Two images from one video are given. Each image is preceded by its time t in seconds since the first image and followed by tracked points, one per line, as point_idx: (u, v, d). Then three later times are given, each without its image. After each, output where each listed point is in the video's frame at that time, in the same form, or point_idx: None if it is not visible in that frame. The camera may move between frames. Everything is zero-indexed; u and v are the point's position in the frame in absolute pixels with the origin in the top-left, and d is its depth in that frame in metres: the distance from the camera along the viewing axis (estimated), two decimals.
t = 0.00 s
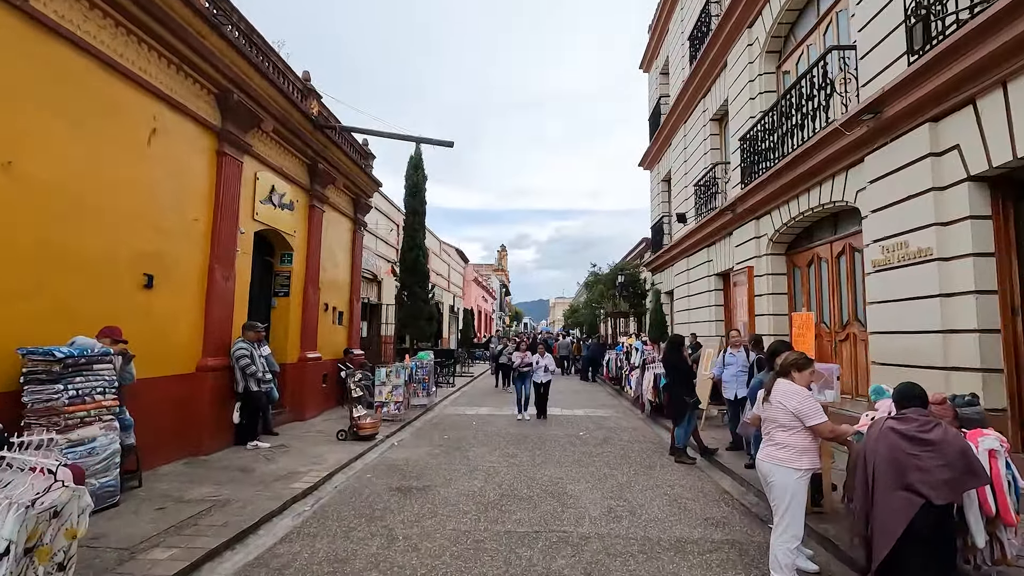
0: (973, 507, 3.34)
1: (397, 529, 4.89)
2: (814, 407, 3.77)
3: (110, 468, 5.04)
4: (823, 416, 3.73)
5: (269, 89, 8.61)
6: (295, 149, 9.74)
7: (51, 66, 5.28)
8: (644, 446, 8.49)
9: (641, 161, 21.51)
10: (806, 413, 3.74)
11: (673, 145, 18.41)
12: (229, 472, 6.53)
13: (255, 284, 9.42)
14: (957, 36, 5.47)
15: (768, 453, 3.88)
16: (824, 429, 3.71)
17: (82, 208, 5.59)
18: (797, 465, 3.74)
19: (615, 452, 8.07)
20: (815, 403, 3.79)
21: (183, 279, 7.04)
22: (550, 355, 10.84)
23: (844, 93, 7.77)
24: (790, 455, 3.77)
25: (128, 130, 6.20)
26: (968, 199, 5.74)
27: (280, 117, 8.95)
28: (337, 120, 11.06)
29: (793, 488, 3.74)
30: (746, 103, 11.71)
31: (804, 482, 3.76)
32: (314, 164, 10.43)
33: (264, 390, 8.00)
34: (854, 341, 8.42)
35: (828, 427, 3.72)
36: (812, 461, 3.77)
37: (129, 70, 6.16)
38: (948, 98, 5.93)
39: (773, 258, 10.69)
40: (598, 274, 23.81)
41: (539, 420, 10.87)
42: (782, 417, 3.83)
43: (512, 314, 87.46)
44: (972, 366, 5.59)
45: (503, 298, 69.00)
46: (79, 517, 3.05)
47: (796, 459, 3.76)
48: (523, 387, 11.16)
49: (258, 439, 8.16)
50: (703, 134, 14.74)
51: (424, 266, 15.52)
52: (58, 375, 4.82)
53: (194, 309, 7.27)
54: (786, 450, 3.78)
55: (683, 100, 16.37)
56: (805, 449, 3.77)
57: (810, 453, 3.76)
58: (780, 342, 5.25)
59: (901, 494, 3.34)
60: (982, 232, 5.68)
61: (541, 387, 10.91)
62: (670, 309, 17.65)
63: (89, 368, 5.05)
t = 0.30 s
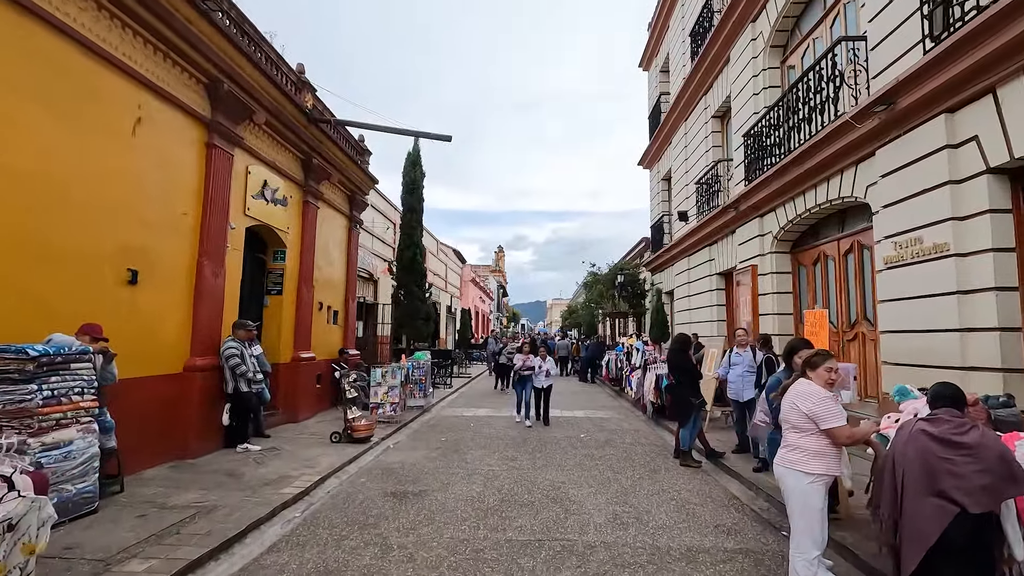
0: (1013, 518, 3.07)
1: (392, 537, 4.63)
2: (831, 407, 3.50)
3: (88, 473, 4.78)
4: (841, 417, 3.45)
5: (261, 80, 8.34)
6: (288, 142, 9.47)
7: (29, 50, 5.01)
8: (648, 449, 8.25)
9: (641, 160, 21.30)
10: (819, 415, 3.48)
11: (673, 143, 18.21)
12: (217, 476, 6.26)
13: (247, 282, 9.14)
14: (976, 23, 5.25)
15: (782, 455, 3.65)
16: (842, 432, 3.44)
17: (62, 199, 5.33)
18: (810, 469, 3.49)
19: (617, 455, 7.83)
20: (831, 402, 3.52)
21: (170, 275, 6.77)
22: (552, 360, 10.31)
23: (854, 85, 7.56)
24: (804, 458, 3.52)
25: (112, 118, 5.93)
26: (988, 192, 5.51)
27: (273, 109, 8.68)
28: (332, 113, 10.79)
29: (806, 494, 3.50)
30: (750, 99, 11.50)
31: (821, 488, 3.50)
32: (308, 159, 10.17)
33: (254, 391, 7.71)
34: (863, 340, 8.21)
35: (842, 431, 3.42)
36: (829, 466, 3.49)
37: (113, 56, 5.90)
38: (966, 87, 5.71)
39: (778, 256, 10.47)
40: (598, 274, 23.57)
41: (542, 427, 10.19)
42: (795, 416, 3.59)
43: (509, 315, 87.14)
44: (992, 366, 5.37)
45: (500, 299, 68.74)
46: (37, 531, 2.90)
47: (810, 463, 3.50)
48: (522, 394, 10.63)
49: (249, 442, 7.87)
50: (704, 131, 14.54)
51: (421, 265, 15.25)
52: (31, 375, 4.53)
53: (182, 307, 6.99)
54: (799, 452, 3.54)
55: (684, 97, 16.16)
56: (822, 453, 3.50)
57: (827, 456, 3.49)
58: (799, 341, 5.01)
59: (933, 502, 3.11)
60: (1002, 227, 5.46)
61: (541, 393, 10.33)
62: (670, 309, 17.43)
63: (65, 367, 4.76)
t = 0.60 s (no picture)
0: None
1: (383, 555, 4.35)
2: (840, 423, 3.19)
3: (59, 487, 4.47)
4: (843, 434, 3.14)
5: (250, 73, 8.03)
6: (279, 139, 9.17)
7: None
8: (651, 456, 7.98)
9: (640, 161, 21.06)
10: (821, 430, 3.23)
11: (673, 143, 17.98)
12: (201, 488, 5.95)
13: (236, 283, 8.83)
14: (997, 12, 5.01)
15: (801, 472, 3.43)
16: (840, 450, 3.14)
17: (36, 195, 5.04)
18: (825, 489, 3.24)
19: (620, 462, 7.56)
20: (844, 418, 3.20)
21: (152, 276, 6.46)
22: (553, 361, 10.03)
23: (864, 79, 7.31)
24: (818, 477, 3.28)
25: (91, 111, 5.65)
26: (1011, 189, 5.26)
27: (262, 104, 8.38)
28: (325, 110, 10.49)
29: (824, 516, 3.23)
30: (753, 97, 11.25)
31: (841, 511, 3.21)
32: (300, 156, 9.88)
33: (242, 398, 7.41)
34: (872, 343, 7.97)
35: (843, 450, 3.11)
36: (848, 487, 3.19)
37: (93, 46, 5.61)
38: (985, 79, 5.47)
39: (783, 257, 10.22)
40: (597, 275, 23.31)
41: (541, 431, 9.77)
42: (808, 431, 3.36)
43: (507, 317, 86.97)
44: (1016, 371, 5.11)
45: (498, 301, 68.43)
46: None
47: (826, 482, 3.25)
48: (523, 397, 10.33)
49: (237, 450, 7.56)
50: (706, 130, 14.30)
51: (417, 266, 14.95)
52: None
53: (165, 309, 6.68)
54: (814, 470, 3.30)
55: (684, 96, 15.92)
56: (839, 472, 3.22)
57: (845, 476, 3.20)
58: (817, 345, 4.55)
59: (972, 521, 2.84)
60: None
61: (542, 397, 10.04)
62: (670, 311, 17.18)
63: (33, 373, 4.48)
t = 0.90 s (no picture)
0: None
1: (382, 569, 4.09)
2: (851, 438, 2.77)
3: (35, 497, 4.20)
4: (850, 451, 2.75)
5: (243, 65, 7.77)
6: (273, 134, 8.91)
7: None
8: (658, 460, 7.74)
9: (640, 160, 20.86)
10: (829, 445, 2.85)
11: (674, 142, 17.79)
12: (190, 495, 5.68)
13: (229, 283, 8.56)
14: None
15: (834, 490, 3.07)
16: (847, 467, 2.77)
17: (14, 188, 4.77)
18: (852, 510, 2.88)
19: (627, 467, 7.32)
20: (854, 431, 2.78)
21: (140, 274, 6.19)
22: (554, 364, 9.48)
23: (878, 71, 7.08)
24: (844, 497, 2.92)
25: (74, 101, 5.38)
26: None
27: (256, 97, 8.12)
28: (321, 105, 10.22)
29: (853, 541, 2.87)
30: (758, 93, 11.03)
31: (877, 537, 2.80)
32: (296, 152, 9.62)
33: (234, 400, 7.15)
34: (885, 344, 7.76)
35: (849, 468, 2.75)
36: (878, 508, 2.79)
37: (76, 32, 5.34)
38: (1008, 69, 5.25)
39: (790, 256, 10.00)
40: (597, 275, 23.09)
41: (544, 440, 9.15)
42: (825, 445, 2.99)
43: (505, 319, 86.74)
44: None
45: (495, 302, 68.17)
46: None
47: (853, 503, 2.88)
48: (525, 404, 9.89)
49: (230, 456, 7.28)
50: (708, 128, 14.09)
51: (416, 265, 14.68)
52: None
53: (154, 309, 6.41)
54: (841, 489, 2.95)
55: (685, 94, 15.73)
56: (868, 492, 2.83)
57: (875, 497, 2.80)
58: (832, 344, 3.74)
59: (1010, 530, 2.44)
60: None
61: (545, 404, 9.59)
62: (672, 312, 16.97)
63: (8, 375, 4.21)
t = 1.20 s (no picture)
0: None
1: None
2: (904, 461, 2.37)
3: (12, 513, 3.91)
4: (899, 476, 2.36)
5: (239, 58, 7.50)
6: (270, 130, 8.63)
7: None
8: (668, 467, 7.48)
9: (642, 161, 20.64)
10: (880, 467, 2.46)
11: (677, 142, 17.58)
12: (180, 507, 5.39)
13: (223, 284, 8.26)
14: None
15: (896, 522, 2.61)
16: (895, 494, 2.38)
17: None
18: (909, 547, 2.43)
19: (637, 475, 7.06)
20: (906, 453, 2.37)
21: (129, 273, 5.89)
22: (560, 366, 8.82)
23: (896, 66, 6.85)
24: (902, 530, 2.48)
25: (59, 91, 5.09)
26: None
27: (252, 92, 7.84)
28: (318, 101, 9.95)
29: None
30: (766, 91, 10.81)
31: None
32: (294, 150, 9.36)
33: (228, 406, 6.87)
34: (902, 348, 7.53)
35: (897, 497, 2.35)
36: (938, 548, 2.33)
37: (62, 18, 5.06)
38: None
39: (800, 257, 9.76)
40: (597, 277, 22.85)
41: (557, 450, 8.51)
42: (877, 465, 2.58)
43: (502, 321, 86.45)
44: None
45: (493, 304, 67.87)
46: None
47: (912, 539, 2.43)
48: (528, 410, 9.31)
49: (223, 464, 6.98)
50: (713, 128, 13.87)
51: (416, 266, 14.43)
52: None
53: (144, 311, 6.11)
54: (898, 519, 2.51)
55: (689, 94, 15.52)
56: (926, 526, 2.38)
57: (937, 532, 2.35)
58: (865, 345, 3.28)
59: None
60: None
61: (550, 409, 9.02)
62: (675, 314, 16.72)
63: None
